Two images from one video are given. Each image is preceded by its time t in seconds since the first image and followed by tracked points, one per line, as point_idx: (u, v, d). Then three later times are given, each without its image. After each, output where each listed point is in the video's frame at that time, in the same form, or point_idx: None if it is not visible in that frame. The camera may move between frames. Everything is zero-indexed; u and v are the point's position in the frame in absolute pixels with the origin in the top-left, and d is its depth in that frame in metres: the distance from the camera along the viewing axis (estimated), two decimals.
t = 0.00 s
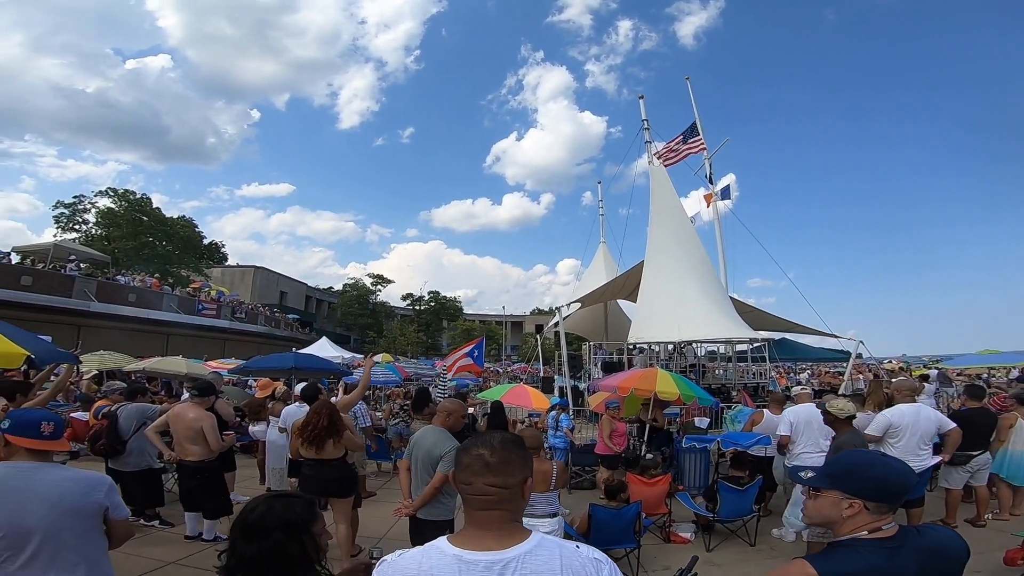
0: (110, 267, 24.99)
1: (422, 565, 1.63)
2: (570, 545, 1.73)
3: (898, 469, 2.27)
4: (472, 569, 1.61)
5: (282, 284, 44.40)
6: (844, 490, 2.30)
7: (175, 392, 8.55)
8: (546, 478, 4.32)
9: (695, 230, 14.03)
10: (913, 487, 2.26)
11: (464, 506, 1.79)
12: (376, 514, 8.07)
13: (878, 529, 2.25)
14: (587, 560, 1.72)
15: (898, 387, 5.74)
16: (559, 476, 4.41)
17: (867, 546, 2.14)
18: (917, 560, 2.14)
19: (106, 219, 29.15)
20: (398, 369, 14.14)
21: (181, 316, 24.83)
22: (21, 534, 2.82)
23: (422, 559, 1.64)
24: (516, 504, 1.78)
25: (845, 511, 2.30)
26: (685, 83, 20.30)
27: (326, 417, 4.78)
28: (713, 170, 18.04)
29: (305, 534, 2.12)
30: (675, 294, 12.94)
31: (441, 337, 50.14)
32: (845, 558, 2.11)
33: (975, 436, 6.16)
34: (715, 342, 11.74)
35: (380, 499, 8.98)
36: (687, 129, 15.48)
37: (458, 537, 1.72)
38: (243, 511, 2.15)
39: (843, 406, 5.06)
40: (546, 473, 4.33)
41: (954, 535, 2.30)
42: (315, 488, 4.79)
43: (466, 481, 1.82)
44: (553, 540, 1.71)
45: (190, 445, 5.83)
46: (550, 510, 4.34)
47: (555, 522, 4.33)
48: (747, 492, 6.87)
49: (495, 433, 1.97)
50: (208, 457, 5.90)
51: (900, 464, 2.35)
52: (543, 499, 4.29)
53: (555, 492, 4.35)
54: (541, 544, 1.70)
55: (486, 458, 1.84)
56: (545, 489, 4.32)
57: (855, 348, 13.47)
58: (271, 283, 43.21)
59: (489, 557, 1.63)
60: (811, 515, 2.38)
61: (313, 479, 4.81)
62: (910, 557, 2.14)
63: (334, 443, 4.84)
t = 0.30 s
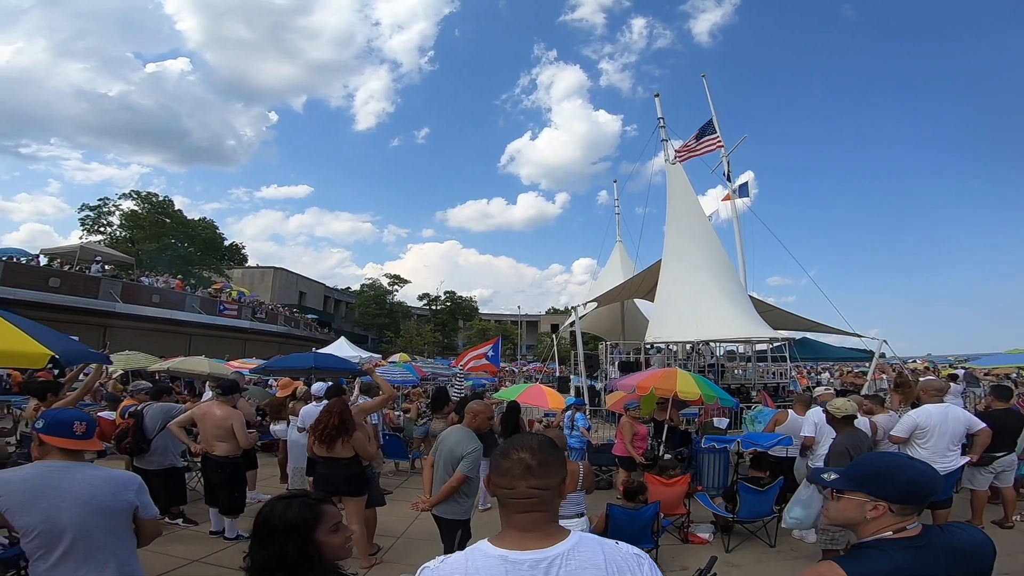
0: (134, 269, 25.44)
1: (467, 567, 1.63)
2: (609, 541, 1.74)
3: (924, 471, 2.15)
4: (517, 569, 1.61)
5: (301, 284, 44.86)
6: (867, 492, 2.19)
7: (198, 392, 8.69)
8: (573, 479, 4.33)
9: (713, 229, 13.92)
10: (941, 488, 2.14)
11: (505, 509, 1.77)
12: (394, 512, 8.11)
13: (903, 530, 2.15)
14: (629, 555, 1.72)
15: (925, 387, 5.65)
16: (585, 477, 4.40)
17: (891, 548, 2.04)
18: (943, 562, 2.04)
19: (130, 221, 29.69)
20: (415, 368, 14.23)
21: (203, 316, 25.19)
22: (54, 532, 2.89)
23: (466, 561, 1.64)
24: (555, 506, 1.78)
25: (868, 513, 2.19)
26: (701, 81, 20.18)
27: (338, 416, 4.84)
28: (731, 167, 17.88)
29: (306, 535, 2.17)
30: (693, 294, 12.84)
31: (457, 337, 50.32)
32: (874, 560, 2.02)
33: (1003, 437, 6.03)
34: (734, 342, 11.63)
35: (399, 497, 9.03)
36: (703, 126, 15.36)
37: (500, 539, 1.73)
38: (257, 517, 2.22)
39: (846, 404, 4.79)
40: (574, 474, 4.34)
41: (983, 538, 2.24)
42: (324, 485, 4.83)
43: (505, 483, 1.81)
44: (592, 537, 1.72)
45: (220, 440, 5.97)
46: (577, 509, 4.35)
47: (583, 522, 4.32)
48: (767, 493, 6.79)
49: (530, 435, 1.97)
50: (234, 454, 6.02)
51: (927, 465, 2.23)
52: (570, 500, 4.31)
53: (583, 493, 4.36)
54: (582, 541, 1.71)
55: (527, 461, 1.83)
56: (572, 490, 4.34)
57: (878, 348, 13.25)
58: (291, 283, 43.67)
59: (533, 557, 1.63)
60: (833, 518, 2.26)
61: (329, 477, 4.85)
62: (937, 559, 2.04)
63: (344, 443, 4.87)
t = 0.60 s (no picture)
0: (159, 270, 25.92)
1: (513, 562, 1.60)
2: (645, 537, 1.77)
3: (953, 470, 2.09)
4: (563, 564, 1.60)
5: (319, 284, 45.28)
6: (894, 492, 2.14)
7: (221, 390, 8.83)
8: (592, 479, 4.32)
9: (732, 227, 13.78)
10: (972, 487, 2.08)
11: (550, 504, 1.77)
12: (412, 511, 8.16)
13: (935, 530, 2.08)
14: (664, 552, 1.76)
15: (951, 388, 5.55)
16: (604, 477, 4.41)
17: (925, 549, 1.98)
18: (979, 562, 1.97)
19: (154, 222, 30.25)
20: (433, 368, 14.30)
21: (225, 316, 25.54)
22: (85, 530, 2.95)
23: (510, 555, 1.62)
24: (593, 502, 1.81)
25: (897, 513, 2.14)
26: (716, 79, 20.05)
27: (347, 414, 4.87)
28: (750, 166, 17.70)
29: (332, 534, 2.19)
30: (713, 293, 12.74)
31: (473, 337, 50.39)
32: (906, 560, 1.95)
33: None
34: (754, 342, 11.51)
35: (417, 497, 9.08)
36: (721, 124, 15.24)
37: (544, 537, 1.71)
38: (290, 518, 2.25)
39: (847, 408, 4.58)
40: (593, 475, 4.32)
41: (1017, 534, 2.12)
42: (331, 482, 4.83)
43: (544, 479, 1.81)
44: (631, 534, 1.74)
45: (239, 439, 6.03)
46: (598, 510, 4.36)
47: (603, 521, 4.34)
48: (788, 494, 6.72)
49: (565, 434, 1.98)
50: (255, 452, 6.10)
51: (956, 464, 2.16)
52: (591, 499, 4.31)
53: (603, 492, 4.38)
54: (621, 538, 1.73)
55: (576, 457, 1.86)
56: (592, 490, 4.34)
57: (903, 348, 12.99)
58: (310, 283, 44.12)
59: (579, 551, 1.63)
60: (862, 519, 2.22)
61: (338, 474, 4.85)
62: (972, 559, 1.97)
63: (353, 440, 4.89)
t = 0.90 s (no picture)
0: (184, 268, 26.43)
1: (511, 570, 1.61)
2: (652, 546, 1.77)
3: (996, 470, 2.04)
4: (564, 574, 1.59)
5: (340, 283, 45.74)
6: (933, 492, 2.09)
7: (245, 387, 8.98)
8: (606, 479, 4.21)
9: (754, 224, 13.62)
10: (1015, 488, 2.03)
11: (557, 509, 1.77)
12: (432, 508, 8.20)
13: (976, 532, 2.03)
14: (672, 562, 1.75)
15: (983, 387, 5.42)
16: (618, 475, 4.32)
17: (961, 550, 1.93)
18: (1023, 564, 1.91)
19: (180, 222, 30.83)
20: (452, 365, 14.37)
21: (249, 313, 25.93)
22: (116, 526, 3.02)
23: (510, 563, 1.62)
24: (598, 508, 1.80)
25: (935, 514, 2.09)
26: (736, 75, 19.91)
27: (374, 409, 4.92)
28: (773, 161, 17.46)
29: (368, 531, 2.23)
30: (734, 291, 12.61)
31: (491, 334, 50.50)
32: (941, 561, 1.89)
33: None
34: (778, 341, 11.37)
35: (438, 494, 9.13)
36: (742, 120, 15.07)
37: (549, 543, 1.71)
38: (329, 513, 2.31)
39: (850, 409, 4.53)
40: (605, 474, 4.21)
41: None
42: (357, 478, 4.85)
43: (551, 484, 1.80)
44: (638, 542, 1.73)
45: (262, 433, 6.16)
46: (610, 508, 4.28)
47: (616, 520, 4.24)
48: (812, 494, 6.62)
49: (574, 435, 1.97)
50: (274, 449, 6.21)
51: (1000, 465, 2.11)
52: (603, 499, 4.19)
53: (615, 491, 4.28)
54: (627, 547, 1.72)
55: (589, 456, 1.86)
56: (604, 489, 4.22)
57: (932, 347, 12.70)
58: (331, 281, 44.60)
59: (580, 562, 1.62)
60: (898, 519, 2.18)
61: (360, 470, 4.87)
62: (1015, 561, 1.91)
63: (383, 434, 4.97)
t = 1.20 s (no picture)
0: (208, 265, 26.87)
1: None
2: (651, 545, 1.77)
3: None
4: None
5: (360, 279, 46.13)
6: (974, 487, 2.04)
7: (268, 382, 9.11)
8: (616, 473, 4.03)
9: (776, 219, 13.45)
10: None
11: (559, 509, 1.75)
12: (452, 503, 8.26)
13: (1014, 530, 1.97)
14: (669, 560, 1.77)
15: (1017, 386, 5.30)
16: (631, 472, 4.08)
17: (995, 546, 1.87)
18: None
19: (204, 220, 31.33)
20: (471, 361, 14.43)
21: (271, 309, 26.24)
22: (147, 520, 3.08)
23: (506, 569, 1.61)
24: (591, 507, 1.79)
25: (974, 509, 2.04)
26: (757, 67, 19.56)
27: (407, 404, 4.98)
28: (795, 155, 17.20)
29: (394, 525, 2.43)
30: (757, 287, 12.47)
31: (509, 330, 50.56)
32: (976, 558, 1.82)
33: None
34: (802, 337, 11.23)
35: (457, 489, 9.19)
36: (763, 113, 14.88)
37: (546, 546, 1.68)
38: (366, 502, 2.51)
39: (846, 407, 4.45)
40: (615, 468, 4.03)
41: None
42: (387, 472, 4.85)
43: (544, 484, 1.78)
44: (636, 542, 1.74)
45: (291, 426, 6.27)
46: (621, 504, 4.03)
47: (626, 517, 4.01)
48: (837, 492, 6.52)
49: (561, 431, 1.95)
50: (299, 442, 6.30)
51: None
52: (610, 493, 3.99)
53: (625, 488, 4.03)
54: (625, 549, 1.71)
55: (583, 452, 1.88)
56: (613, 484, 4.03)
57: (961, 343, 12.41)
58: (351, 278, 44.99)
59: (579, 566, 1.61)
60: (933, 514, 2.14)
61: (390, 465, 4.88)
62: None
63: (417, 428, 5.02)
